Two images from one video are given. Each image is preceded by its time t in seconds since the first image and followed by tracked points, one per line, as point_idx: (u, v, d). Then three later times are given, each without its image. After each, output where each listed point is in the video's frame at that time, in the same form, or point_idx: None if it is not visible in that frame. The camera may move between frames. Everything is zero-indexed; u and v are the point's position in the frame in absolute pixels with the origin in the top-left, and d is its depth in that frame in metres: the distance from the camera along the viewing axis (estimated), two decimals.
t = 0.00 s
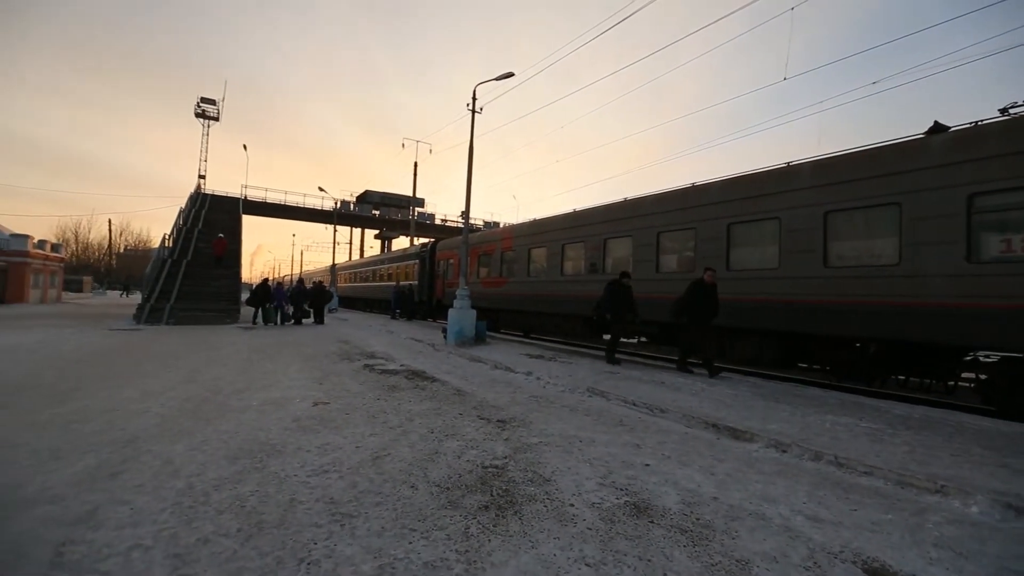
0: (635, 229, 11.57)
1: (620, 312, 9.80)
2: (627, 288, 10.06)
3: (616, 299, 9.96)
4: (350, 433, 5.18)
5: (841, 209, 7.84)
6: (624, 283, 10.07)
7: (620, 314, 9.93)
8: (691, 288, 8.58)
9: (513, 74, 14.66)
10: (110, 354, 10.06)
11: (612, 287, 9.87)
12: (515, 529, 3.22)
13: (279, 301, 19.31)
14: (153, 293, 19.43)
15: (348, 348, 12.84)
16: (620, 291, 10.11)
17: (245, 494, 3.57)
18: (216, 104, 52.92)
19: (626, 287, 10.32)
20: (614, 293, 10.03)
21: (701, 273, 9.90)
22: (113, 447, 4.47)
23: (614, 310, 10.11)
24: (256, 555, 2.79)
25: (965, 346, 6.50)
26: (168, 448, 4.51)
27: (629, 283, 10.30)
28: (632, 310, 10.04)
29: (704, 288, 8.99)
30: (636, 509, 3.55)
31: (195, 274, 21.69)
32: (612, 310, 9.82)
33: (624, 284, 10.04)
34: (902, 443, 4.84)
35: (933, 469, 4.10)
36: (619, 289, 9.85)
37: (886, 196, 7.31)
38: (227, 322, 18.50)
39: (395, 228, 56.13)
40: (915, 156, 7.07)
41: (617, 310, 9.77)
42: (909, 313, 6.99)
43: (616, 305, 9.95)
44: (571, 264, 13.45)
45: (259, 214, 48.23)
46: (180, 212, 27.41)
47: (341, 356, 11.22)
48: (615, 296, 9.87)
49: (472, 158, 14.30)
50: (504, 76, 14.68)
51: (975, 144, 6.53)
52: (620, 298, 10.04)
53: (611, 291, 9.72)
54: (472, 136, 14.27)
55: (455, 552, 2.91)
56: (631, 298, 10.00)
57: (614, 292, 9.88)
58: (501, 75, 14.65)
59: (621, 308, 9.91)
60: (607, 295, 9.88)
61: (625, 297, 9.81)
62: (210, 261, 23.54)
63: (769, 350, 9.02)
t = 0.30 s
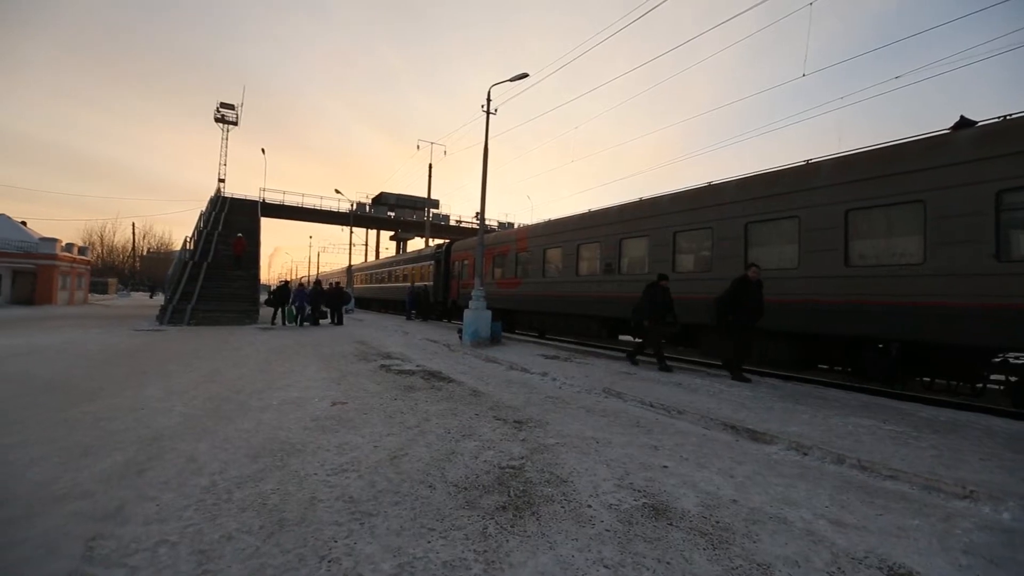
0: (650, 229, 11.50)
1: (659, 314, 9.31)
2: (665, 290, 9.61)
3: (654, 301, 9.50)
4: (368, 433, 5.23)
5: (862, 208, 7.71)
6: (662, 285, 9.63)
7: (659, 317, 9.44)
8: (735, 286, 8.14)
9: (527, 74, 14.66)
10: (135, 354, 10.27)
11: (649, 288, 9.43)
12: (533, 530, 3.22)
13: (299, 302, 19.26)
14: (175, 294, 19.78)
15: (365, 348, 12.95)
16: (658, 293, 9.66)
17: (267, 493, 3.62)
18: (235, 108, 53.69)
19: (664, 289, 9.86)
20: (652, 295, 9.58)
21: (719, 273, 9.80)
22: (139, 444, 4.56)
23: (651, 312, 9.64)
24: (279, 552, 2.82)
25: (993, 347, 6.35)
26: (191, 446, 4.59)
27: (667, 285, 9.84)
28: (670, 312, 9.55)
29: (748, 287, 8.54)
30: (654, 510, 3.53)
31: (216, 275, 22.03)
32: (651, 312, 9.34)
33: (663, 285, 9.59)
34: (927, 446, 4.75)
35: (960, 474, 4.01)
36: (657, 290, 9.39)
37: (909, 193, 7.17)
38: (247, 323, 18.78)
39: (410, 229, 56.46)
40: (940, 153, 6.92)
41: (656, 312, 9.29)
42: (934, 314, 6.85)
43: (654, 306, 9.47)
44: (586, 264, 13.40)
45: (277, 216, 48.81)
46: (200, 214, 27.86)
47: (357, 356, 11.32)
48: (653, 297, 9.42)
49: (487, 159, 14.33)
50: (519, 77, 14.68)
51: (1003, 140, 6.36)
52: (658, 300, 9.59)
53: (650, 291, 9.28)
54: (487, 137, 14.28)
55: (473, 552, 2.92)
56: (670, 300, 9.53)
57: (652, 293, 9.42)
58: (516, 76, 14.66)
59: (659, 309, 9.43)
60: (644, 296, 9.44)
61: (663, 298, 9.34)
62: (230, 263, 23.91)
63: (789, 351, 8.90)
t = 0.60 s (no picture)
0: (662, 229, 11.43)
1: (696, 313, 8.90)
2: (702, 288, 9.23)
3: (690, 300, 9.12)
4: (380, 432, 5.26)
5: (879, 207, 7.60)
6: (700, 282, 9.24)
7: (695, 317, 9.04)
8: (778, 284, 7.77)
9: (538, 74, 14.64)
10: (151, 353, 10.40)
11: (686, 286, 9.05)
12: (545, 531, 3.21)
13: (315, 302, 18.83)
14: (190, 294, 20.01)
15: (377, 348, 13.01)
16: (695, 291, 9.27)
17: (281, 490, 3.66)
18: (248, 110, 54.13)
19: (701, 288, 9.51)
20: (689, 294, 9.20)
21: (732, 273, 9.73)
22: (156, 442, 4.62)
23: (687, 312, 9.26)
24: (293, 550, 2.85)
25: (1014, 349, 6.23)
26: (206, 443, 4.64)
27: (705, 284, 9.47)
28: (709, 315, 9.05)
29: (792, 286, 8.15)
30: (667, 512, 3.50)
31: (229, 276, 22.25)
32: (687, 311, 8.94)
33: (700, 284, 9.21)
34: (946, 450, 4.67)
35: (979, 478, 3.95)
36: (694, 287, 9.01)
37: (927, 192, 7.06)
38: (261, 323, 18.95)
39: (421, 229, 56.66)
40: (960, 151, 6.81)
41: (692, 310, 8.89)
42: (953, 315, 6.74)
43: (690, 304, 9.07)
44: (597, 264, 13.35)
45: (290, 217, 49.18)
46: (215, 215, 28.20)
47: (369, 356, 11.38)
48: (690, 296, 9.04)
49: (498, 160, 14.34)
50: (529, 77, 14.68)
51: None
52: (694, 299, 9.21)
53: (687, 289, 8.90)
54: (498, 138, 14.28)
55: (486, 552, 2.93)
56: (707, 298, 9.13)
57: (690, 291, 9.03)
58: (526, 76, 14.67)
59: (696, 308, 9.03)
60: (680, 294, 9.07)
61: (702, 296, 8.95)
62: (244, 263, 24.14)
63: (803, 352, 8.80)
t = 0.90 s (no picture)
0: (671, 230, 11.39)
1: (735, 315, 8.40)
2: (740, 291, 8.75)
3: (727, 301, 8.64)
4: (388, 432, 5.27)
5: (891, 209, 7.52)
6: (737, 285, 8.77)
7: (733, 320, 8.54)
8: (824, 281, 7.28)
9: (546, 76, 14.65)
10: (162, 353, 10.50)
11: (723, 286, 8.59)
12: (553, 533, 3.20)
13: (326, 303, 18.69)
14: (201, 295, 20.18)
15: (385, 348, 13.05)
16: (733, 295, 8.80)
17: (290, 490, 3.67)
18: (258, 113, 54.43)
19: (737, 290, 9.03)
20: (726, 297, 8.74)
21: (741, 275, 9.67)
22: (167, 441, 4.66)
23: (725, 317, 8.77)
24: (302, 549, 2.86)
25: None
26: (216, 443, 4.67)
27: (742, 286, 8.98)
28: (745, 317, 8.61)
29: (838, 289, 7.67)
30: (676, 515, 3.48)
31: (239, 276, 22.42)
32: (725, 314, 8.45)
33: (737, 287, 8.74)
34: (960, 455, 4.61)
35: (994, 484, 3.90)
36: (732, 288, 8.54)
37: (941, 194, 6.97)
38: (270, 323, 19.07)
39: (429, 230, 56.79)
40: (974, 152, 6.72)
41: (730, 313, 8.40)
42: (968, 318, 6.65)
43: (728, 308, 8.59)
44: (605, 266, 13.32)
45: (299, 218, 49.44)
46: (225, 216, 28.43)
47: (377, 356, 11.42)
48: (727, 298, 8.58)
49: (506, 161, 14.36)
50: (538, 78, 14.69)
51: None
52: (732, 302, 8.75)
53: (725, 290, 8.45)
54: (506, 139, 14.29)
55: (494, 553, 2.92)
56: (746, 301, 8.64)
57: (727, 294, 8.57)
58: (534, 77, 14.68)
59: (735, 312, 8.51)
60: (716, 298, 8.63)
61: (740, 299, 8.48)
62: (253, 263, 24.31)
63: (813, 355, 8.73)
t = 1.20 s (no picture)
0: (681, 231, 11.32)
1: (776, 318, 7.99)
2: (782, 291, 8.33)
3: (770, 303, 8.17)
4: (400, 434, 5.29)
5: (907, 208, 7.42)
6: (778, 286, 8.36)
7: (775, 323, 8.13)
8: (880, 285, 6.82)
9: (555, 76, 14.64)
10: (177, 354, 10.63)
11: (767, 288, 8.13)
12: (566, 535, 3.19)
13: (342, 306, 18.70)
14: (214, 296, 20.38)
15: (396, 350, 13.10)
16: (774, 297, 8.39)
17: (304, 490, 3.70)
18: (270, 117, 55.03)
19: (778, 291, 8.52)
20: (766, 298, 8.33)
21: (753, 275, 9.60)
22: (183, 441, 4.71)
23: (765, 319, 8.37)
24: (317, 550, 2.87)
25: None
26: (231, 443, 4.71)
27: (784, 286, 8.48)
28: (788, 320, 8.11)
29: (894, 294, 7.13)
30: (690, 518, 3.45)
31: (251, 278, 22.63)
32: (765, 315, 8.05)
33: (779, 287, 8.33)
34: (981, 459, 4.53)
35: (1015, 488, 3.83)
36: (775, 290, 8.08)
37: (957, 192, 6.88)
38: (282, 324, 19.23)
39: (438, 232, 56.96)
40: (992, 149, 6.61)
41: (771, 315, 7.99)
42: (987, 319, 6.55)
43: (768, 309, 8.18)
44: (615, 267, 13.28)
45: (310, 220, 49.79)
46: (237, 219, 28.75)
47: (388, 358, 11.46)
48: (768, 299, 8.17)
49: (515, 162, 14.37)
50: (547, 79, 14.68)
51: None
52: (773, 304, 8.34)
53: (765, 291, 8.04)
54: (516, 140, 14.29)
55: (507, 555, 2.92)
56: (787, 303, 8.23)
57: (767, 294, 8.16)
58: (544, 78, 14.67)
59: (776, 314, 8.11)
60: (756, 298, 8.23)
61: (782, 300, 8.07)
62: (265, 265, 24.52)
63: (827, 356, 8.64)
